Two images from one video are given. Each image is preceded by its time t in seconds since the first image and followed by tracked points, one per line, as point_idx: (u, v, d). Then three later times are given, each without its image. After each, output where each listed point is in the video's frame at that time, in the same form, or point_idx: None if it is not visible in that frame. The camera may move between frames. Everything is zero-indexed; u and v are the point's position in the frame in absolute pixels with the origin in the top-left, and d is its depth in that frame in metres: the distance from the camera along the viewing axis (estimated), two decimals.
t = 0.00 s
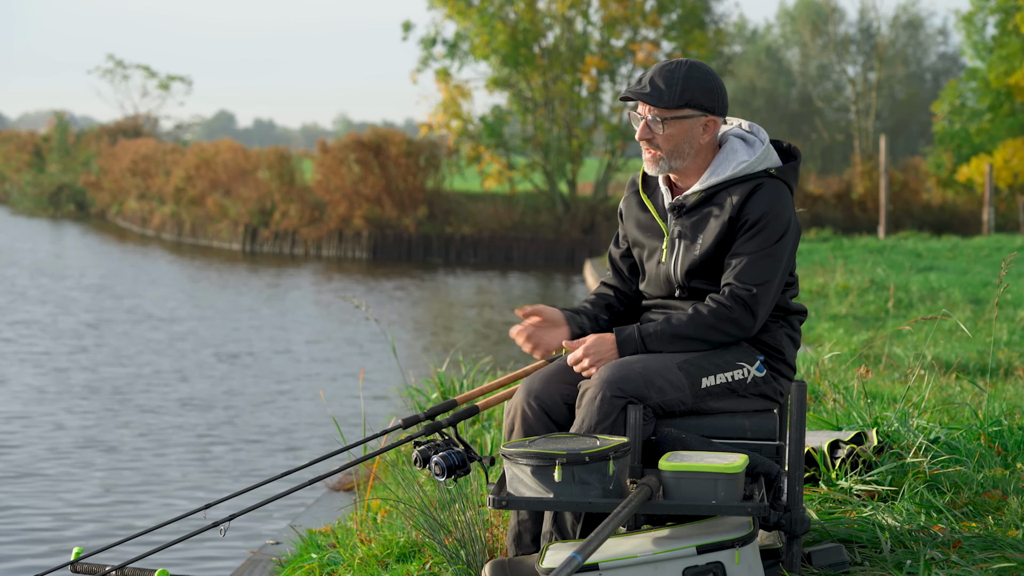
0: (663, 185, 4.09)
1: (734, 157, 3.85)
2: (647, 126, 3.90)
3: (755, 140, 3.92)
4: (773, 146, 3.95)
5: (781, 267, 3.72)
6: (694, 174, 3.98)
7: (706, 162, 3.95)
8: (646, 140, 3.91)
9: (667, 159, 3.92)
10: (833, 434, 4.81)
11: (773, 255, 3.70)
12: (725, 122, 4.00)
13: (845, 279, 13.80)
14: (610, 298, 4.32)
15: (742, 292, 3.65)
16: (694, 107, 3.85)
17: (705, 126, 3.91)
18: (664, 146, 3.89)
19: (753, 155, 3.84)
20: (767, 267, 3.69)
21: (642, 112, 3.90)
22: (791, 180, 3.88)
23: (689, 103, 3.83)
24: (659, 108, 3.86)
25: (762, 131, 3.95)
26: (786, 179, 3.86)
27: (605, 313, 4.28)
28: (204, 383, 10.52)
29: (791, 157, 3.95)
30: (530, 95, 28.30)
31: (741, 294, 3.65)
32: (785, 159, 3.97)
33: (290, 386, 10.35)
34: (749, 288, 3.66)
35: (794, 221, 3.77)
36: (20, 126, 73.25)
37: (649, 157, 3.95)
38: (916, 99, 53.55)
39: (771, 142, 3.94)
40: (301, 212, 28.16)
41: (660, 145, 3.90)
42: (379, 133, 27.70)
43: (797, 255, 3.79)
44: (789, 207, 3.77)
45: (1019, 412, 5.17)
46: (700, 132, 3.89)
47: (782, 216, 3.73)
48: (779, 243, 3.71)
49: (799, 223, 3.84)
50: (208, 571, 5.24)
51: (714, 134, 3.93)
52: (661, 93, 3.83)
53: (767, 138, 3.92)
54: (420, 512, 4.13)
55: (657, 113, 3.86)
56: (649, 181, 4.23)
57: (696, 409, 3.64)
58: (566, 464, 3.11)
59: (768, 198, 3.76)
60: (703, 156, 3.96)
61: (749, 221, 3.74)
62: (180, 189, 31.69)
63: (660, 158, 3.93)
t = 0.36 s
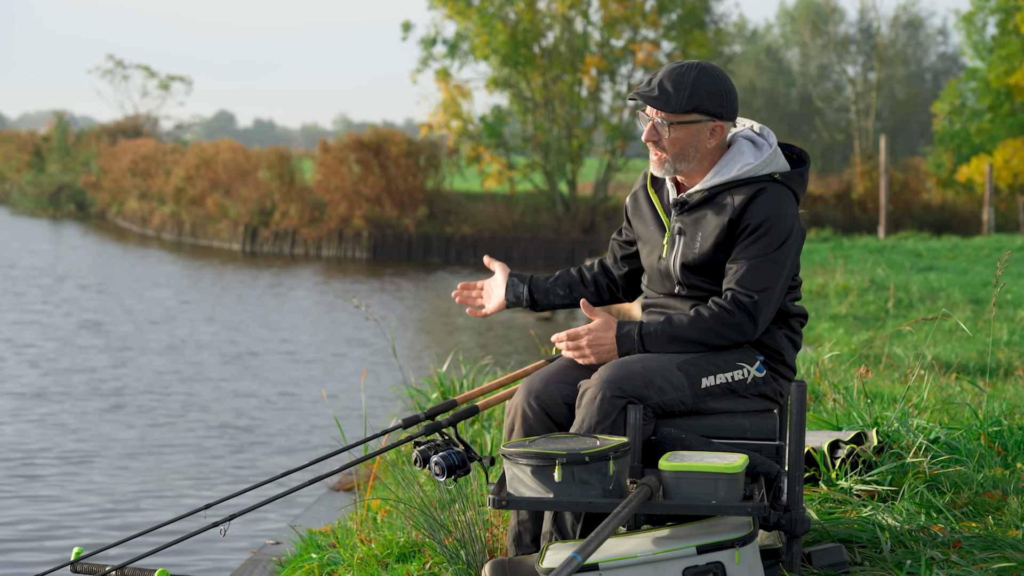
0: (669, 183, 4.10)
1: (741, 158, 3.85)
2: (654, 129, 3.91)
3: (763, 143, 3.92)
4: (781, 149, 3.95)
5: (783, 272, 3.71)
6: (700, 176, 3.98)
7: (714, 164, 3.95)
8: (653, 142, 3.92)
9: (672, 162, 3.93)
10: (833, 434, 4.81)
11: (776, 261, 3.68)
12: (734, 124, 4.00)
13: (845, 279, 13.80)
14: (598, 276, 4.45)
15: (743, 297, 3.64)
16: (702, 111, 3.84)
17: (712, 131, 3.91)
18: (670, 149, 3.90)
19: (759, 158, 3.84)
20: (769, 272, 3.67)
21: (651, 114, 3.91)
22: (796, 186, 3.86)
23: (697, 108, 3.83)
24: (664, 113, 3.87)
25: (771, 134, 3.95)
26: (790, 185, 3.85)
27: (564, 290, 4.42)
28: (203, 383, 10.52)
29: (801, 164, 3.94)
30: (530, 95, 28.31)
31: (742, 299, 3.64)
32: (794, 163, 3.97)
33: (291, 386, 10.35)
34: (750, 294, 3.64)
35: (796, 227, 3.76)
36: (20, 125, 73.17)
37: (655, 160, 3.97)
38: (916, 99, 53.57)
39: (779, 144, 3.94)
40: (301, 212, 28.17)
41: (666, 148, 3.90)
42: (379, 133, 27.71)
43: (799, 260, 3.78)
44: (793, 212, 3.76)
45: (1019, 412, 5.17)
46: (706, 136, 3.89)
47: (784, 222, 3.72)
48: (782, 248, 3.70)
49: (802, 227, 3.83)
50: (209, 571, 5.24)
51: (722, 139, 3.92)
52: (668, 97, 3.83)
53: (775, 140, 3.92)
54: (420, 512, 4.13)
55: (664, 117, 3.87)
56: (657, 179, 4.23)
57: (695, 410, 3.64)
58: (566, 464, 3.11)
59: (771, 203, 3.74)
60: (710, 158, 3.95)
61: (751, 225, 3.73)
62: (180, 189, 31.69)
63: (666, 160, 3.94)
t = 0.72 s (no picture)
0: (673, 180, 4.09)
1: (746, 158, 3.84)
2: (663, 127, 3.92)
3: (767, 143, 3.91)
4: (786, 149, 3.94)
5: (785, 273, 3.70)
6: (706, 175, 3.98)
7: (719, 163, 3.95)
8: (660, 139, 3.92)
9: (678, 161, 3.93)
10: (833, 434, 4.80)
11: (778, 261, 3.68)
12: (741, 124, 4.00)
13: (845, 279, 13.80)
14: (589, 276, 4.43)
15: (746, 297, 3.64)
16: (710, 111, 3.85)
17: (720, 131, 3.91)
18: (677, 147, 3.90)
19: (764, 158, 3.83)
20: (772, 272, 3.67)
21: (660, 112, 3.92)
22: (800, 187, 3.86)
23: (705, 108, 3.84)
24: (674, 111, 3.87)
25: (777, 133, 3.94)
26: (795, 186, 3.84)
27: (557, 293, 4.37)
28: (203, 383, 10.52)
29: (805, 163, 3.94)
30: (530, 95, 28.28)
31: (744, 299, 3.64)
32: (798, 165, 3.96)
33: (291, 386, 10.35)
34: (753, 294, 3.64)
35: (800, 228, 3.76)
36: (20, 126, 73.14)
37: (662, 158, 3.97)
38: (916, 99, 53.57)
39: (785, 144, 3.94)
40: (301, 212, 28.17)
41: (673, 146, 3.90)
42: (379, 133, 27.68)
43: (801, 262, 3.77)
44: (796, 213, 3.76)
45: (1019, 413, 5.17)
46: (714, 135, 3.89)
47: (788, 221, 3.72)
48: (784, 249, 3.69)
49: (805, 229, 3.83)
50: (209, 571, 5.24)
51: (729, 139, 3.93)
52: (678, 95, 3.83)
53: (780, 140, 3.92)
54: (420, 511, 4.13)
55: (672, 115, 3.87)
56: (661, 175, 4.22)
57: (696, 410, 3.64)
58: (566, 464, 3.11)
59: (775, 203, 3.74)
60: (716, 157, 3.96)
61: (756, 225, 3.72)
62: (180, 189, 31.69)
63: (673, 159, 3.94)
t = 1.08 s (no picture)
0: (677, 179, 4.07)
1: (752, 160, 3.84)
2: (666, 125, 3.91)
3: (773, 145, 3.91)
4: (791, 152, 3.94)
5: (791, 276, 3.71)
6: (709, 174, 3.97)
7: (723, 163, 3.95)
8: (663, 137, 3.92)
9: (680, 160, 3.92)
10: (833, 434, 4.80)
11: (783, 265, 3.69)
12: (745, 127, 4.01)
13: (844, 279, 13.80)
14: (566, 269, 4.41)
15: (752, 300, 3.64)
16: (714, 111, 3.86)
17: (723, 132, 3.91)
18: (680, 145, 3.89)
19: (770, 161, 3.83)
20: (776, 276, 3.68)
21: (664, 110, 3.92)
22: (804, 188, 3.87)
23: (710, 107, 3.85)
24: (678, 109, 3.88)
25: (781, 135, 3.95)
26: (799, 188, 3.86)
27: (534, 285, 4.34)
28: (203, 383, 10.51)
29: (809, 165, 3.95)
30: (530, 95, 28.27)
31: (749, 302, 3.64)
32: (802, 166, 3.97)
33: (290, 386, 10.35)
34: (759, 298, 3.65)
35: (804, 231, 3.77)
36: (21, 126, 73.11)
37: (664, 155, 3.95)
38: (916, 99, 53.58)
39: (789, 146, 3.94)
40: (301, 212, 28.17)
41: (676, 144, 3.89)
42: (379, 133, 27.64)
43: (805, 264, 3.79)
44: (800, 216, 3.77)
45: (1019, 413, 5.17)
46: (718, 136, 3.89)
47: (794, 225, 3.73)
48: (789, 253, 3.71)
49: (808, 232, 3.84)
50: (210, 570, 5.24)
51: (733, 140, 3.93)
52: (683, 94, 3.84)
53: (785, 142, 3.92)
54: (420, 512, 4.13)
55: (677, 113, 3.88)
56: (663, 173, 4.21)
57: (695, 410, 3.64)
58: (566, 464, 3.11)
59: (782, 206, 3.75)
60: (720, 158, 3.95)
61: (761, 228, 3.73)
62: (180, 189, 31.70)
63: (675, 156, 3.92)
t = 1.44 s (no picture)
0: (680, 178, 4.05)
1: (759, 162, 3.85)
2: (676, 122, 3.90)
3: (779, 145, 3.93)
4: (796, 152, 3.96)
5: (798, 277, 3.73)
6: (714, 174, 3.97)
7: (729, 162, 3.95)
8: (672, 135, 3.90)
9: (686, 158, 3.91)
10: (833, 434, 4.81)
11: (792, 267, 3.69)
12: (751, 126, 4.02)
13: (845, 279, 13.79)
14: (553, 251, 4.34)
15: (763, 303, 3.63)
16: (726, 112, 3.85)
17: (732, 132, 3.91)
18: (689, 143, 3.88)
19: (778, 162, 3.84)
20: (786, 278, 3.68)
21: (675, 106, 3.91)
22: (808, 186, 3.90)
23: (721, 107, 3.84)
24: (689, 107, 3.87)
25: (787, 135, 3.97)
26: (804, 188, 3.88)
27: (518, 262, 4.27)
28: (204, 383, 10.52)
29: (810, 164, 3.97)
30: (530, 95, 28.28)
31: (760, 305, 3.63)
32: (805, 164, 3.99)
33: (291, 386, 10.35)
34: (770, 301, 3.64)
35: (810, 232, 3.78)
36: (21, 126, 73.10)
37: (672, 152, 3.94)
38: (916, 99, 53.57)
39: (795, 147, 3.96)
40: (301, 212, 28.17)
41: (683, 143, 3.89)
42: (379, 133, 27.64)
43: (810, 263, 3.80)
44: (807, 217, 3.78)
45: (1019, 413, 5.17)
46: (727, 137, 3.88)
47: (802, 226, 3.73)
48: (797, 255, 3.71)
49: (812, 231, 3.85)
50: (210, 570, 5.24)
51: (741, 141, 3.93)
52: (695, 92, 3.83)
53: (790, 142, 3.94)
54: (420, 512, 4.13)
55: (687, 111, 3.87)
56: (664, 171, 4.17)
57: (696, 410, 3.65)
58: (566, 464, 3.11)
59: (789, 208, 3.75)
60: (725, 158, 3.95)
61: (771, 230, 3.72)
62: (180, 189, 31.69)
63: (681, 155, 3.91)
